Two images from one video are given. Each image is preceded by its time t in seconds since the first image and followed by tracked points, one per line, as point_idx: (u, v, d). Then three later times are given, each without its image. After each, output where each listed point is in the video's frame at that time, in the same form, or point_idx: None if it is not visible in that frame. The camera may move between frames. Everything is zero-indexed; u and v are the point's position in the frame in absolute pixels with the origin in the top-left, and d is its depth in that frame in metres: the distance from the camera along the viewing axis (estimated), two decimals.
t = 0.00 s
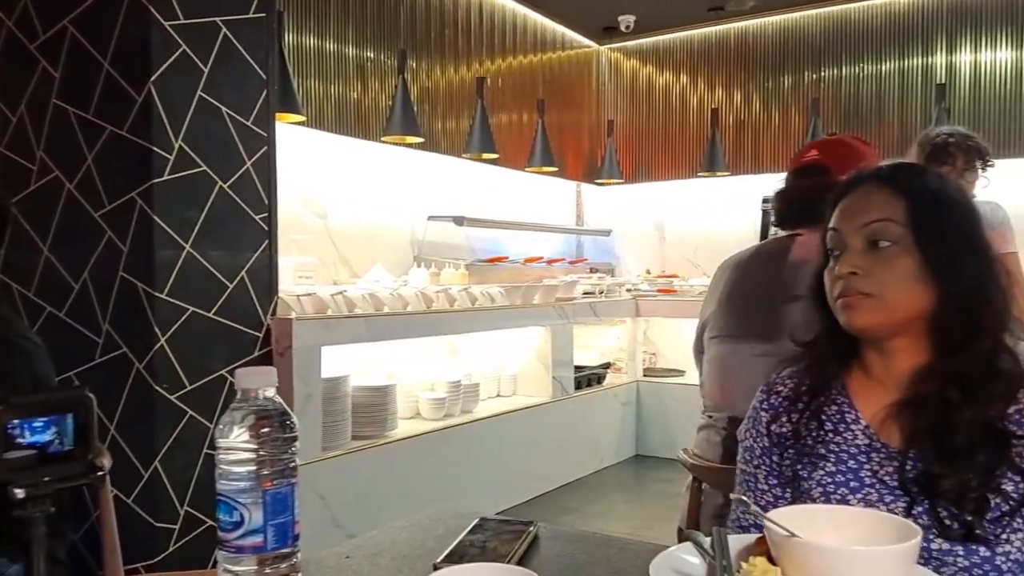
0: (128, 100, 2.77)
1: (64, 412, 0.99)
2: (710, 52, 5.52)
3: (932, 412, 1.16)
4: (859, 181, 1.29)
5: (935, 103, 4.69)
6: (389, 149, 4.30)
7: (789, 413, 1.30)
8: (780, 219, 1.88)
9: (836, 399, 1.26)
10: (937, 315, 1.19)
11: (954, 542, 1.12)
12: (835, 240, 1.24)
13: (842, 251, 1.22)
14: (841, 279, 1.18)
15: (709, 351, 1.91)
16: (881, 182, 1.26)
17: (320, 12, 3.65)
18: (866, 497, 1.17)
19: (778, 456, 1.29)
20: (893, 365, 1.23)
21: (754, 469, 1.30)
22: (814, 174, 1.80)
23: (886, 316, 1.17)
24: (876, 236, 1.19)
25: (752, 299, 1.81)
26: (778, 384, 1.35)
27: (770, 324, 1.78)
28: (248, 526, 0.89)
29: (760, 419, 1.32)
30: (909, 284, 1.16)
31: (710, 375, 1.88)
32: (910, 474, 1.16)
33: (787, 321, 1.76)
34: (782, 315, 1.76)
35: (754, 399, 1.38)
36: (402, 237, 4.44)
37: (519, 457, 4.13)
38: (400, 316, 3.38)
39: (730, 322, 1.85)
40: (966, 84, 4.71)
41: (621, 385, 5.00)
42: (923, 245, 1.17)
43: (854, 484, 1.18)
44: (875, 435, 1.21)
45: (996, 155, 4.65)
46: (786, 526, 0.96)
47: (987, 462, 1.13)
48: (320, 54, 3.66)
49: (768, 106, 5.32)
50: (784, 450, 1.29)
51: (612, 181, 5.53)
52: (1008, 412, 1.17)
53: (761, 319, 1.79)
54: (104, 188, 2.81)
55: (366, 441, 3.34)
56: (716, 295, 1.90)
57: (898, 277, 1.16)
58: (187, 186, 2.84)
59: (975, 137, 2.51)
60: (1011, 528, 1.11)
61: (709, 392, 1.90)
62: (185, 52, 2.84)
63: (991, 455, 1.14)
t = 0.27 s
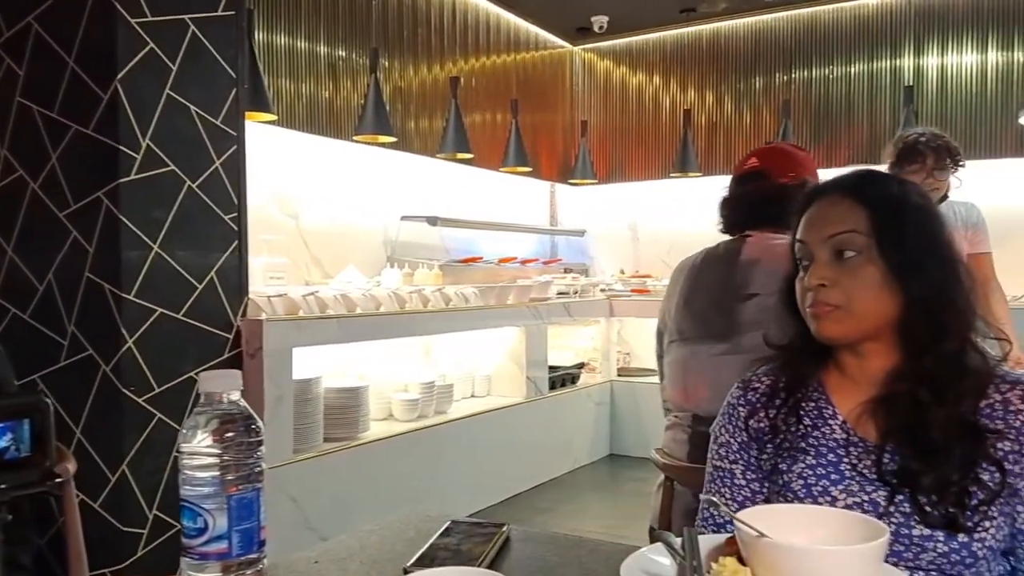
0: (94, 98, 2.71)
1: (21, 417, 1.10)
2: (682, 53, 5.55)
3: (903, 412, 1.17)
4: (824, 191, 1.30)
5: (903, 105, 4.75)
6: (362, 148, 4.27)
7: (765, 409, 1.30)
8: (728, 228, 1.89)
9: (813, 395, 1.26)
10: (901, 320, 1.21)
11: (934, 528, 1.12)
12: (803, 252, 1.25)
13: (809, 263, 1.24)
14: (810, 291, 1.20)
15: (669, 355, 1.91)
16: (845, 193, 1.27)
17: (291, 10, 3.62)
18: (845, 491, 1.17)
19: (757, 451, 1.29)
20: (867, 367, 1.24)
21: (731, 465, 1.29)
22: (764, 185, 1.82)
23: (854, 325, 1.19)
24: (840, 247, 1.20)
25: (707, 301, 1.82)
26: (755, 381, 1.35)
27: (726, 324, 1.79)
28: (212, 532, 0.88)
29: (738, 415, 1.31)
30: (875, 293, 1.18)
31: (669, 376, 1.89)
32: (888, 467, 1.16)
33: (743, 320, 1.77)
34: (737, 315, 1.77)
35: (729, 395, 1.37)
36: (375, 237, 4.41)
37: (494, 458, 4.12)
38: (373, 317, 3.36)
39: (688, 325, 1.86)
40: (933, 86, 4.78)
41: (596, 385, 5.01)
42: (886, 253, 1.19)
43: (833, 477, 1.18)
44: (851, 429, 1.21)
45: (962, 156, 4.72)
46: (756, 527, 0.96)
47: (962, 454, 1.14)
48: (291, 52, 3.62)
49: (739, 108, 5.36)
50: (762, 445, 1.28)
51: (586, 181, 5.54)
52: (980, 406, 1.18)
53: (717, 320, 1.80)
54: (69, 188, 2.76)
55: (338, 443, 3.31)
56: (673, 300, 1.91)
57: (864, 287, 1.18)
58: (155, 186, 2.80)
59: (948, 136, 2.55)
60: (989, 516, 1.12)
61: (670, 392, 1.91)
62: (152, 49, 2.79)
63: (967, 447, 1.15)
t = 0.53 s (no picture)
0: (62, 96, 2.65)
1: None
2: (657, 54, 5.57)
3: (878, 403, 1.17)
4: (795, 193, 1.31)
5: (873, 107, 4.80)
6: (336, 146, 4.24)
7: (743, 401, 1.30)
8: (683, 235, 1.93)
9: (789, 387, 1.26)
10: (875, 317, 1.23)
11: (905, 513, 1.11)
12: (779, 253, 1.27)
13: (785, 264, 1.26)
14: (787, 290, 1.22)
15: (635, 359, 1.92)
16: (816, 194, 1.28)
17: (263, 7, 3.58)
18: (819, 479, 1.17)
19: (734, 443, 1.29)
20: (845, 364, 1.24)
21: (709, 457, 1.30)
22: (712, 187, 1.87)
23: (833, 325, 1.20)
24: (814, 247, 1.22)
25: (668, 306, 1.83)
26: (733, 375, 1.35)
27: (688, 328, 1.80)
28: (177, 537, 0.87)
29: (715, 409, 1.32)
30: (851, 290, 1.20)
31: (636, 382, 1.90)
32: (861, 455, 1.16)
33: (703, 323, 1.78)
34: (698, 319, 1.78)
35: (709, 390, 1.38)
36: (349, 235, 4.39)
37: (469, 458, 4.11)
38: (348, 316, 3.33)
39: (652, 329, 1.87)
40: (903, 87, 4.83)
41: (571, 384, 5.02)
42: (859, 251, 1.21)
43: (808, 466, 1.18)
44: (827, 421, 1.20)
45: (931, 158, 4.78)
46: (727, 527, 0.96)
47: (932, 443, 1.13)
48: (263, 49, 3.59)
49: (714, 108, 5.39)
50: (740, 437, 1.29)
51: (561, 180, 5.54)
52: (951, 399, 1.17)
53: (679, 324, 1.81)
54: (36, 186, 2.71)
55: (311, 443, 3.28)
56: (635, 305, 1.93)
57: (841, 285, 1.20)
58: (124, 184, 2.74)
59: (923, 133, 2.57)
60: (958, 503, 1.11)
61: (636, 398, 1.91)
62: (121, 45, 2.73)
63: (937, 436, 1.13)
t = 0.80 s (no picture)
0: (32, 92, 2.60)
1: None
2: (635, 54, 5.59)
3: (853, 400, 1.18)
4: (772, 193, 1.32)
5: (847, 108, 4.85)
6: (312, 145, 4.21)
7: (720, 399, 1.30)
8: (649, 237, 1.94)
9: (766, 385, 1.26)
10: (852, 316, 1.24)
11: (878, 508, 1.12)
12: (758, 252, 1.28)
13: (765, 263, 1.26)
14: (767, 290, 1.22)
15: (606, 363, 1.93)
16: (794, 194, 1.29)
17: (238, 4, 3.55)
18: (794, 475, 1.17)
19: (711, 440, 1.29)
20: (823, 363, 1.25)
21: (685, 454, 1.30)
22: (676, 187, 1.90)
23: (813, 323, 1.21)
24: (793, 247, 1.23)
25: (637, 308, 1.85)
26: (710, 373, 1.36)
27: (656, 330, 1.81)
28: (145, 541, 0.86)
29: (693, 406, 1.32)
30: (830, 289, 1.22)
31: (607, 387, 1.91)
32: (835, 451, 1.16)
33: (671, 325, 1.79)
34: (667, 321, 1.80)
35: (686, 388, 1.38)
36: (325, 234, 4.36)
37: (446, 457, 4.10)
38: (324, 316, 3.30)
39: (622, 332, 1.88)
40: (877, 89, 4.88)
41: (548, 383, 5.02)
42: (837, 251, 1.22)
43: (783, 462, 1.18)
44: (802, 417, 1.21)
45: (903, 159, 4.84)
46: (700, 526, 0.97)
47: (905, 437, 1.14)
48: (238, 46, 3.55)
49: (690, 108, 5.42)
50: (716, 433, 1.29)
51: (539, 179, 5.54)
52: (923, 394, 1.18)
53: (648, 326, 1.83)
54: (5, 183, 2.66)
55: (286, 444, 3.26)
56: (606, 310, 1.94)
57: (820, 284, 1.21)
58: (96, 182, 2.70)
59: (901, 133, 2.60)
60: (930, 497, 1.12)
61: (608, 402, 1.92)
62: (93, 41, 2.68)
63: (910, 430, 1.14)
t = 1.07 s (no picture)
0: None
1: None
2: (610, 55, 5.60)
3: (819, 402, 1.19)
4: (745, 195, 1.33)
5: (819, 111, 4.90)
6: (285, 144, 4.18)
7: (690, 398, 1.31)
8: (618, 239, 1.95)
9: (736, 384, 1.27)
10: (822, 318, 1.25)
11: (843, 508, 1.13)
12: (730, 253, 1.29)
13: (737, 264, 1.27)
14: (739, 291, 1.24)
15: (578, 365, 1.94)
16: (767, 196, 1.30)
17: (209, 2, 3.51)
18: (761, 476, 1.18)
19: (681, 438, 1.29)
20: (790, 362, 1.26)
21: (656, 452, 1.30)
22: (645, 189, 1.92)
23: (782, 324, 1.22)
24: (765, 249, 1.24)
25: (608, 310, 1.85)
26: (682, 372, 1.36)
27: (627, 332, 1.82)
28: (107, 547, 0.84)
29: (664, 404, 1.32)
30: (800, 292, 1.23)
31: (580, 389, 1.91)
32: (802, 451, 1.17)
33: (642, 326, 1.80)
34: (637, 322, 1.80)
35: (657, 386, 1.38)
36: (298, 233, 4.33)
37: (420, 458, 4.08)
38: (296, 316, 3.27)
39: (594, 334, 1.89)
40: (848, 92, 4.94)
41: (523, 384, 5.02)
42: (808, 255, 1.23)
43: (751, 461, 1.19)
44: (771, 417, 1.22)
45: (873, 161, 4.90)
46: (669, 527, 0.96)
47: (870, 438, 1.15)
48: (210, 44, 3.51)
49: (665, 110, 5.45)
50: (686, 432, 1.29)
51: (515, 179, 5.53)
52: (889, 395, 1.19)
53: (618, 328, 1.83)
54: None
55: (258, 445, 3.22)
56: (578, 313, 1.95)
57: (791, 286, 1.22)
58: (64, 181, 2.65)
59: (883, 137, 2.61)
60: (894, 496, 1.13)
61: (580, 404, 1.92)
62: (61, 38, 2.62)
63: (875, 431, 1.16)
